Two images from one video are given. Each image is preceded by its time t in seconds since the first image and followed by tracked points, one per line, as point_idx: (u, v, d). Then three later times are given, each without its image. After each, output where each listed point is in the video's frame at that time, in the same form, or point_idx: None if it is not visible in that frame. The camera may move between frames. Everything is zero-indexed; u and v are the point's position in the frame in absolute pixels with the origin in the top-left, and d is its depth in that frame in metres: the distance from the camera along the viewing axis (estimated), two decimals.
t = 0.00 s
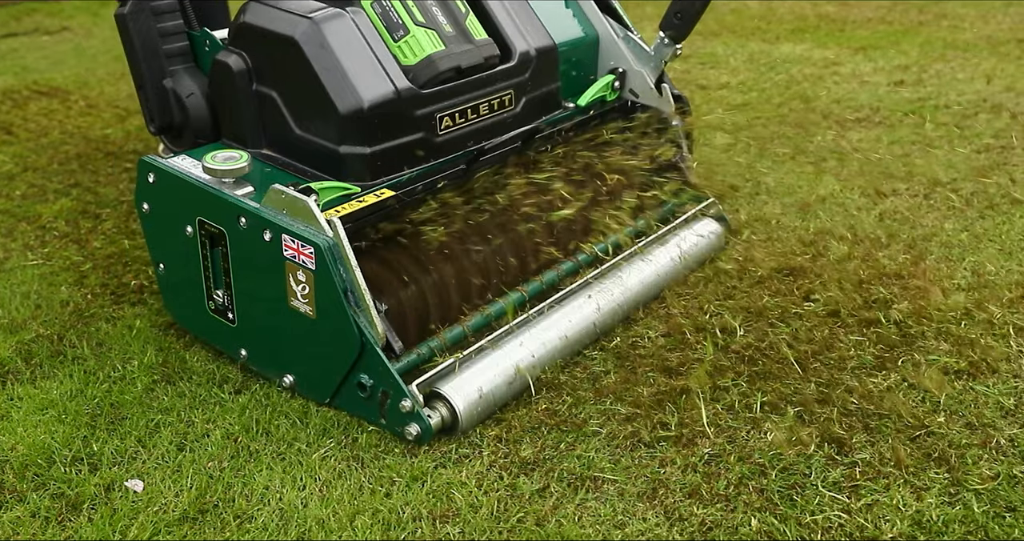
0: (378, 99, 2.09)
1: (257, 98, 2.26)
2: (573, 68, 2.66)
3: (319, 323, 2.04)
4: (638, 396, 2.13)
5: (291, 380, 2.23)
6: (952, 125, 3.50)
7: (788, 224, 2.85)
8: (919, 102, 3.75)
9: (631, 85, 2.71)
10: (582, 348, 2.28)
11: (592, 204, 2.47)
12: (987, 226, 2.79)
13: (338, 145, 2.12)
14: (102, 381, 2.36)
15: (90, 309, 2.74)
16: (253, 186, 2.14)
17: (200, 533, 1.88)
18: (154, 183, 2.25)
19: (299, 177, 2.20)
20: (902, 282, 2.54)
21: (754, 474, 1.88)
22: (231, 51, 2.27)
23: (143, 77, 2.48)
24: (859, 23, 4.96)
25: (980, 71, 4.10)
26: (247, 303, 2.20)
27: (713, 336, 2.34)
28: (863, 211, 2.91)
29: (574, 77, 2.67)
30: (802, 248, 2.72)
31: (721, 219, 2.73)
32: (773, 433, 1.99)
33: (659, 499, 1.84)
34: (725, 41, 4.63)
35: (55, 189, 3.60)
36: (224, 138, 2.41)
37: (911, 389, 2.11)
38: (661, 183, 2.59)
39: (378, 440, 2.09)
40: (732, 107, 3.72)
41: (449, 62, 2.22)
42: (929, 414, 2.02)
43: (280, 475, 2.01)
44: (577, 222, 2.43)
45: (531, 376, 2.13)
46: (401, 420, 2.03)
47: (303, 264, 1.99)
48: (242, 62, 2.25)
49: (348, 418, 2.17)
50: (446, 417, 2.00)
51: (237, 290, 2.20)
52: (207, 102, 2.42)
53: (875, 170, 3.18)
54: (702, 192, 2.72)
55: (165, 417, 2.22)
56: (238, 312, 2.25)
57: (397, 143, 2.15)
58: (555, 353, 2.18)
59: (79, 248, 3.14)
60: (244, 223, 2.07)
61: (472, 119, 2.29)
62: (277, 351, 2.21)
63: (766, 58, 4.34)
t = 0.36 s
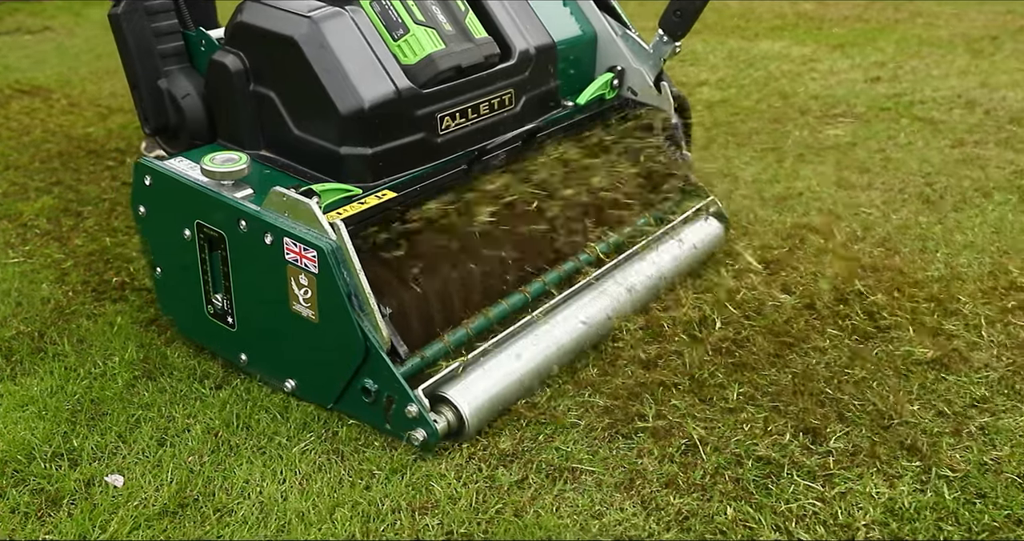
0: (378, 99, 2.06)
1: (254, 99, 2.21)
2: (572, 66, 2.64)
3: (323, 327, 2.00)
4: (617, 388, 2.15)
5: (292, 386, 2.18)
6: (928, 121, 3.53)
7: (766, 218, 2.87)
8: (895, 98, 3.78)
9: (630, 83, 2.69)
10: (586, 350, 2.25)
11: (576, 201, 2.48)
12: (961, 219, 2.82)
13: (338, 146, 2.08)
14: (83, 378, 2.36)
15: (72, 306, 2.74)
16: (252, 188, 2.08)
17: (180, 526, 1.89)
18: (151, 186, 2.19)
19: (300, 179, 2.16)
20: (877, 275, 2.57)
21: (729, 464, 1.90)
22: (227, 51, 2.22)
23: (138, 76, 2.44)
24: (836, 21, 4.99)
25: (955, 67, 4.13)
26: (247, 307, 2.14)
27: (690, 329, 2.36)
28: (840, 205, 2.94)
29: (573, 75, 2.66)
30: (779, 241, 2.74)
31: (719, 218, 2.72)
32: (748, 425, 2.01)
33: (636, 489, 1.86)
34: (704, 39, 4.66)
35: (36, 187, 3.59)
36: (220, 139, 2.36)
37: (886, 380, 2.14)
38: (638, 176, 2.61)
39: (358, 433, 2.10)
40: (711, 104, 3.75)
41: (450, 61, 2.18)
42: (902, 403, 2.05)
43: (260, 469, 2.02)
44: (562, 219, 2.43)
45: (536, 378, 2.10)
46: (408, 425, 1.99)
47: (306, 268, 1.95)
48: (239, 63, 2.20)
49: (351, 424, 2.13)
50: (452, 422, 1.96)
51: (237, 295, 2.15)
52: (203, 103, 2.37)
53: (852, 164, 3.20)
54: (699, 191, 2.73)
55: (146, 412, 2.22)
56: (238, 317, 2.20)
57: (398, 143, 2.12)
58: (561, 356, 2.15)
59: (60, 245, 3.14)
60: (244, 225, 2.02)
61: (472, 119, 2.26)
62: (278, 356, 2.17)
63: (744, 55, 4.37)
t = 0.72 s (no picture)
0: (379, 101, 2.06)
1: (256, 102, 2.21)
2: (569, 67, 2.65)
3: (326, 332, 2.00)
4: (595, 381, 2.17)
5: (295, 391, 2.18)
6: (901, 118, 3.58)
7: (744, 215, 2.90)
8: (868, 97, 3.82)
9: (627, 84, 2.73)
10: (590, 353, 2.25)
11: (572, 202, 2.50)
12: (933, 215, 2.86)
13: (340, 149, 2.09)
14: (67, 376, 2.37)
15: (56, 305, 2.75)
16: (253, 192, 2.09)
17: (163, 522, 1.90)
18: (150, 191, 2.18)
19: (303, 183, 2.16)
20: (851, 269, 2.61)
21: (705, 455, 1.94)
22: (227, 54, 2.22)
23: (136, 78, 2.43)
24: (812, 21, 5.04)
25: (927, 66, 4.18)
26: (250, 312, 2.14)
27: (666, 324, 2.38)
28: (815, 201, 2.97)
29: (569, 77, 2.67)
30: (755, 237, 2.78)
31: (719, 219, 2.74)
32: (723, 416, 2.05)
33: (614, 480, 1.89)
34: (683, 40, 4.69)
35: (21, 189, 3.60)
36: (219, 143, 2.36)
37: (859, 372, 2.18)
38: (625, 174, 2.63)
39: (340, 428, 2.12)
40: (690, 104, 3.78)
41: (450, 63, 2.19)
42: (872, 393, 2.10)
43: (243, 464, 2.03)
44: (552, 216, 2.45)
45: (542, 381, 2.10)
46: (414, 430, 1.98)
47: (309, 272, 1.95)
48: (239, 65, 2.20)
49: (346, 425, 2.13)
50: (459, 426, 1.95)
51: (239, 300, 2.15)
52: (202, 106, 2.35)
53: (826, 162, 3.24)
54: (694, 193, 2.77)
55: (129, 410, 2.24)
56: (239, 322, 2.19)
57: (399, 146, 2.12)
58: (565, 358, 2.15)
59: (45, 246, 3.15)
60: (246, 230, 2.02)
61: (473, 121, 2.27)
62: (280, 361, 2.16)
63: (722, 55, 4.40)
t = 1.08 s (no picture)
0: (379, 98, 2.06)
1: (251, 99, 2.21)
2: (565, 64, 2.62)
3: (328, 332, 1.96)
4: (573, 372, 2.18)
5: (295, 392, 2.14)
6: (877, 112, 3.60)
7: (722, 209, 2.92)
8: (845, 91, 3.84)
9: (624, 80, 2.71)
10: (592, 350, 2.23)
11: (568, 197, 2.49)
12: (907, 208, 2.89)
13: (338, 146, 2.08)
14: (45, 372, 2.36)
15: (34, 302, 2.74)
16: (251, 190, 2.04)
17: (141, 515, 1.90)
18: (144, 189, 2.14)
19: (301, 181, 2.15)
20: (826, 260, 2.63)
21: (681, 444, 1.96)
22: (221, 50, 2.22)
23: (129, 75, 2.41)
24: (789, 16, 5.07)
25: (902, 60, 4.21)
26: (248, 312, 2.10)
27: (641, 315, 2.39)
28: (791, 192, 2.99)
29: (566, 74, 2.64)
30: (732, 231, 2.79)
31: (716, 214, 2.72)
32: (699, 406, 2.07)
33: (591, 470, 1.90)
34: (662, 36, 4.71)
35: None
36: (214, 140, 2.35)
37: (833, 361, 2.20)
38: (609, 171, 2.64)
39: (317, 421, 2.13)
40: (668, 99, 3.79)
41: (449, 59, 2.19)
42: (846, 383, 2.12)
43: (221, 458, 2.03)
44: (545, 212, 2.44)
45: (546, 379, 2.07)
46: (418, 431, 1.94)
47: (309, 271, 1.91)
48: (234, 61, 2.19)
49: (323, 419, 2.13)
50: (463, 427, 1.92)
51: (236, 300, 2.11)
52: (196, 103, 2.34)
53: (803, 155, 3.26)
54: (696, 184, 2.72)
55: (108, 404, 2.23)
56: (236, 322, 2.15)
57: (399, 143, 2.12)
58: (568, 356, 2.12)
59: (23, 242, 3.14)
60: (244, 228, 1.98)
61: (472, 118, 2.28)
62: (278, 363, 2.12)
63: (700, 50, 4.42)
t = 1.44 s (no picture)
0: (378, 100, 2.08)
1: (250, 102, 2.23)
2: (561, 65, 2.67)
3: (330, 336, 1.96)
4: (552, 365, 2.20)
5: (296, 396, 2.13)
6: (850, 111, 3.65)
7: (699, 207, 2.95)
8: (819, 90, 3.88)
9: (619, 82, 2.74)
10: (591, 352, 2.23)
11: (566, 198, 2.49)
12: (879, 205, 2.93)
13: (338, 149, 2.11)
14: (28, 369, 2.38)
15: (18, 301, 2.76)
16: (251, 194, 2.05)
17: (123, 510, 1.91)
18: (143, 192, 2.15)
19: (302, 184, 2.16)
20: (801, 256, 2.67)
21: (655, 437, 1.98)
22: (219, 53, 2.24)
23: (126, 79, 2.43)
24: (765, 17, 5.11)
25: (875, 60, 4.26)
26: (249, 316, 2.10)
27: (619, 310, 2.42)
28: (766, 189, 3.02)
29: (561, 75, 2.69)
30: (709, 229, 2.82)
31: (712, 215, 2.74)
32: (675, 398, 2.10)
33: (567, 462, 1.93)
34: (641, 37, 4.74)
35: None
36: (211, 143, 2.36)
37: (804, 354, 2.24)
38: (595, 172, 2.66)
39: (298, 416, 2.14)
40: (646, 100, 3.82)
41: (448, 61, 2.23)
42: (818, 375, 2.16)
43: (202, 453, 2.05)
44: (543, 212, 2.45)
45: (548, 382, 2.07)
46: (421, 435, 1.95)
47: (312, 275, 1.91)
48: (232, 65, 2.21)
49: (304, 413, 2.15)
50: (467, 430, 1.93)
51: (237, 304, 2.11)
52: (193, 106, 2.35)
53: (778, 152, 3.29)
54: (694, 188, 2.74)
55: (90, 401, 2.24)
56: (237, 326, 2.15)
57: (399, 145, 2.15)
58: (568, 358, 2.12)
59: (6, 242, 3.15)
60: (245, 232, 1.98)
61: (471, 120, 2.30)
62: (278, 367, 2.13)
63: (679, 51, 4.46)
